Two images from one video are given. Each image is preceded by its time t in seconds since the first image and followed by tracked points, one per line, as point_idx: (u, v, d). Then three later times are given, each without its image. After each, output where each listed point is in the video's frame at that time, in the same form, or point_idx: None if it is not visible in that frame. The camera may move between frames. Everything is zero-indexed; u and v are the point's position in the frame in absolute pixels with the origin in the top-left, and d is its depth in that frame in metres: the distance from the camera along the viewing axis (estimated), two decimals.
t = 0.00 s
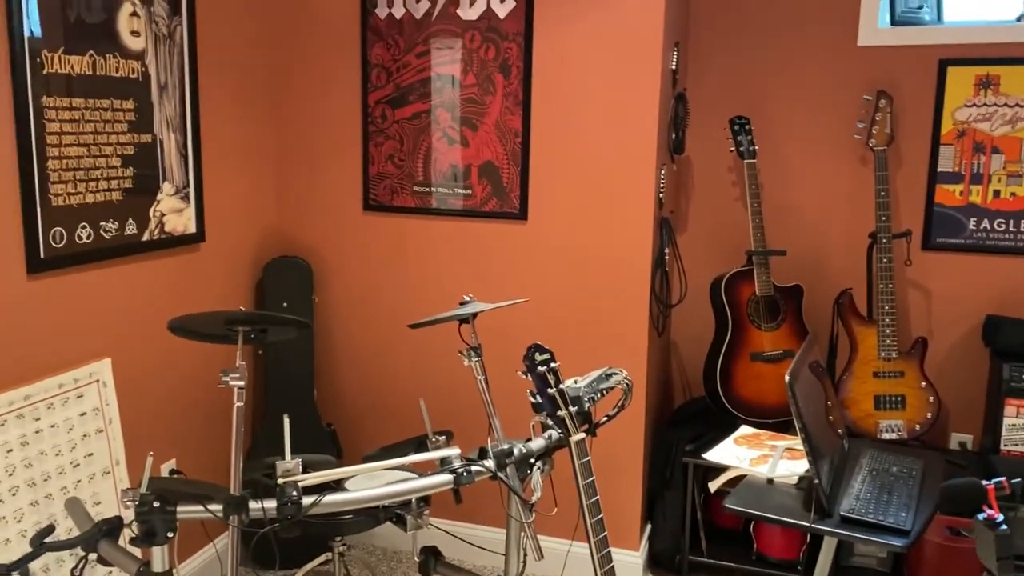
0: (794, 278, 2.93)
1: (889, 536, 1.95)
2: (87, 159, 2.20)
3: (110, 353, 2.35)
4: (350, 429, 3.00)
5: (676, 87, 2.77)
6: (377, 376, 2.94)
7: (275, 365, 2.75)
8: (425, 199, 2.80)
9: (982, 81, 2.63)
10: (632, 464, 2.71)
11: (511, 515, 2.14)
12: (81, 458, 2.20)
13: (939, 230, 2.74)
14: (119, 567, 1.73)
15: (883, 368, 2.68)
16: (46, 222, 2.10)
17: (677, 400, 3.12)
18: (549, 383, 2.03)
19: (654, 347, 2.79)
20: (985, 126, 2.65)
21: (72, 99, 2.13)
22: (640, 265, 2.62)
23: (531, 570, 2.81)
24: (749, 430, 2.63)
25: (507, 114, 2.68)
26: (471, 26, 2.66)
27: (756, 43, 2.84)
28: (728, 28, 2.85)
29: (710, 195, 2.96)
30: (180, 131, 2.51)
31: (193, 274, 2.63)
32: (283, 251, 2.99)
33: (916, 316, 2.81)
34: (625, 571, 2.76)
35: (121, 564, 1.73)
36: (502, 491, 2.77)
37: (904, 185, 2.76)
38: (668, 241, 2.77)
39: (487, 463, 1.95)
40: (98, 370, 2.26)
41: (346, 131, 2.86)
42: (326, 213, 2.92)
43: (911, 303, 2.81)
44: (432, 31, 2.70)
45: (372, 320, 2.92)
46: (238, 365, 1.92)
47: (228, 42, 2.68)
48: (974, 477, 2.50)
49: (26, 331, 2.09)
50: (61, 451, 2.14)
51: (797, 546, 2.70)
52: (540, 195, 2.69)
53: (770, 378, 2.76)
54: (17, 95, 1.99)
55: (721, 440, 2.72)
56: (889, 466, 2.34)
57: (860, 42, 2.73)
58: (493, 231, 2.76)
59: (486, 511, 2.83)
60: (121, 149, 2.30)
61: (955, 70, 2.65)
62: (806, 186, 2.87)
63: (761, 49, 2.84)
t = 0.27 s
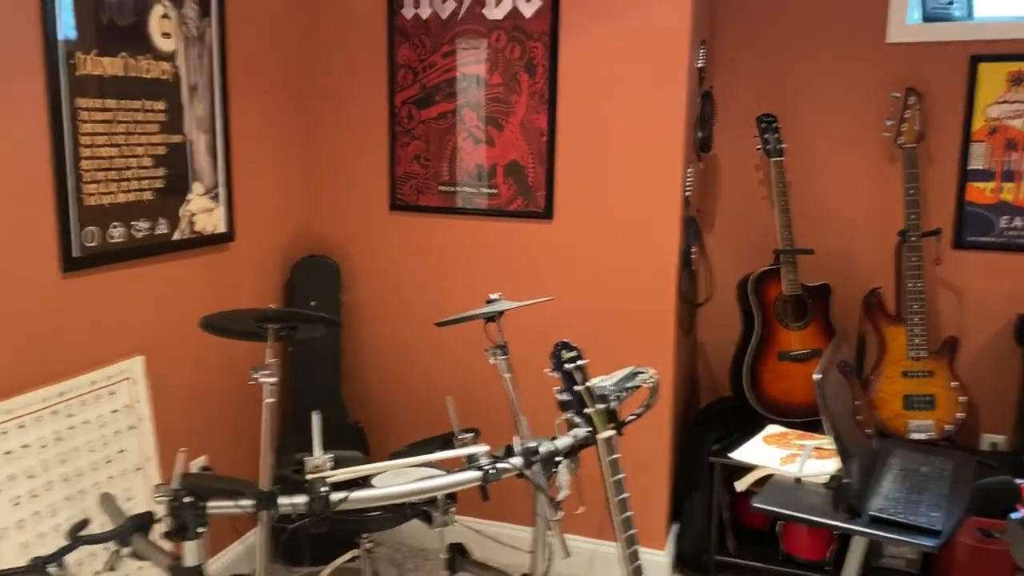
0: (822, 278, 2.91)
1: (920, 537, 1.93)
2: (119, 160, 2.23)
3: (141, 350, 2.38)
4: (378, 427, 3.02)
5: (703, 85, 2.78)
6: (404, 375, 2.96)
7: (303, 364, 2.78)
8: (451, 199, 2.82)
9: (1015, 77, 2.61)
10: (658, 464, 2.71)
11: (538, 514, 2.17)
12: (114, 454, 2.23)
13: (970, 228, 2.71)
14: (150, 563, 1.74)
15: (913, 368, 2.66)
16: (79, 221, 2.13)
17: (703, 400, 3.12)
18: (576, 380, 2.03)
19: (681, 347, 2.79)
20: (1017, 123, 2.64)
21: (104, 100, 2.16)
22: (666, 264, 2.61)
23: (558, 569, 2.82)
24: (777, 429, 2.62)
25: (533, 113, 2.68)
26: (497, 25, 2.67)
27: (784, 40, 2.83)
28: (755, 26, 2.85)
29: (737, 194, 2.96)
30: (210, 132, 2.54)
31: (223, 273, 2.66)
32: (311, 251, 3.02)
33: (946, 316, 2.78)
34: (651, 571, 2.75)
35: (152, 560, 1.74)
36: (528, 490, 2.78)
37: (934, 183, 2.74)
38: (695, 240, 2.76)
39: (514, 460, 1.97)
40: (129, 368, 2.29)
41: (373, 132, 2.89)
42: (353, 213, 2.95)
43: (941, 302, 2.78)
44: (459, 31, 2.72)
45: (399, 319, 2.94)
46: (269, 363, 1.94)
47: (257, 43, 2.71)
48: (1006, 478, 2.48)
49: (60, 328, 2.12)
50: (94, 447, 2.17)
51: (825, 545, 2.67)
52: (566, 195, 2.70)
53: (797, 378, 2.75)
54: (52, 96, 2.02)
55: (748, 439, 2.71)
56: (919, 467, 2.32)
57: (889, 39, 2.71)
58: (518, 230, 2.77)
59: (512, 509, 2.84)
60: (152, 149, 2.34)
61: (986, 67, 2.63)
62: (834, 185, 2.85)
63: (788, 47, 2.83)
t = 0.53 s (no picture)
0: (863, 275, 2.91)
1: (963, 538, 1.88)
2: (159, 156, 2.26)
3: (180, 345, 2.41)
4: (413, 421, 3.04)
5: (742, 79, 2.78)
6: (439, 370, 2.97)
7: (340, 359, 2.80)
8: (486, 194, 2.82)
9: None
10: (695, 462, 2.69)
11: (573, 509, 2.14)
12: (154, 447, 2.26)
13: (1016, 223, 2.68)
14: (191, 554, 1.77)
15: (956, 366, 2.61)
16: (121, 217, 2.16)
17: (740, 397, 3.12)
18: (613, 377, 1.99)
19: (718, 344, 2.77)
20: None
21: (145, 98, 2.19)
22: (703, 260, 2.59)
23: (593, 566, 2.81)
24: (816, 428, 2.58)
25: (569, 109, 2.67)
26: (533, 20, 2.66)
27: (826, 33, 2.83)
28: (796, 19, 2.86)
29: (776, 188, 2.97)
30: (248, 129, 2.56)
31: (261, 269, 2.69)
32: (348, 247, 3.04)
33: (992, 313, 2.75)
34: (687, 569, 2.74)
35: (193, 551, 1.78)
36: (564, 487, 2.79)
37: (979, 177, 2.71)
38: (733, 236, 2.75)
39: (549, 457, 1.93)
40: (170, 362, 2.32)
41: (409, 128, 2.89)
42: (389, 209, 2.96)
43: (986, 299, 2.75)
44: (494, 26, 2.71)
45: (434, 314, 2.95)
46: (307, 356, 1.92)
47: (295, 40, 2.73)
48: None
49: (103, 323, 2.15)
50: (135, 440, 2.20)
51: (865, 546, 2.64)
52: (601, 190, 2.68)
53: (837, 375, 2.72)
54: (94, 94, 2.05)
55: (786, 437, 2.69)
56: (963, 467, 2.27)
57: (933, 31, 2.70)
58: (554, 226, 2.76)
59: (548, 505, 2.85)
60: (192, 146, 2.36)
61: None
62: (875, 179, 2.85)
63: (830, 40, 2.83)
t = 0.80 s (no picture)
0: (895, 270, 2.91)
1: (997, 536, 1.86)
2: (193, 153, 2.29)
3: (213, 338, 2.44)
4: (442, 415, 3.07)
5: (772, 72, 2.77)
6: (468, 364, 2.99)
7: (369, 353, 2.83)
8: (514, 189, 2.83)
9: None
10: (724, 458, 2.69)
11: (601, 504, 2.09)
12: (187, 439, 2.30)
13: None
14: (224, 543, 1.82)
15: (991, 363, 2.58)
16: (156, 213, 2.20)
17: (769, 393, 3.12)
18: (643, 372, 1.99)
19: (748, 339, 2.76)
20: None
21: (179, 94, 2.22)
22: (732, 255, 2.58)
23: (622, 562, 2.82)
24: (846, 424, 2.57)
25: (598, 103, 2.67)
26: (562, 15, 2.66)
27: (858, 26, 2.83)
28: (828, 12, 2.86)
29: (807, 182, 2.97)
30: (280, 125, 2.59)
31: (291, 264, 2.71)
32: (377, 241, 3.06)
33: None
34: (716, 565, 2.74)
35: (226, 542, 1.82)
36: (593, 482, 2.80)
37: (1015, 171, 2.69)
38: (763, 231, 2.73)
39: (578, 452, 1.96)
40: (202, 355, 2.36)
41: (437, 123, 2.91)
42: (418, 204, 2.98)
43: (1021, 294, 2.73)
44: (523, 21, 2.71)
45: (463, 308, 2.97)
46: (339, 351, 1.94)
47: (325, 37, 2.75)
48: None
49: (138, 316, 2.18)
50: (169, 432, 2.23)
51: (896, 544, 2.62)
52: (630, 185, 2.68)
53: (869, 371, 2.71)
54: (130, 91, 2.07)
55: (816, 434, 2.67)
56: (998, 465, 2.24)
57: (968, 23, 2.68)
58: (582, 221, 2.76)
59: (577, 500, 2.86)
60: (224, 142, 2.39)
61: None
62: (908, 172, 2.84)
63: (862, 33, 2.83)
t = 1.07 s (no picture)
0: (922, 260, 2.89)
1: None
2: (218, 142, 2.31)
3: (238, 326, 2.46)
4: (464, 403, 3.08)
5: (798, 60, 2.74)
6: (491, 353, 3.00)
7: (393, 342, 2.85)
8: (537, 178, 2.82)
9: None
10: (748, 448, 2.68)
11: (623, 493, 2.06)
12: (212, 426, 2.32)
13: None
14: (248, 529, 1.78)
15: (1019, 355, 2.54)
16: (182, 201, 2.22)
17: (793, 383, 3.13)
18: (666, 361, 1.98)
19: (772, 330, 2.75)
20: None
21: (204, 83, 2.23)
22: (757, 245, 2.56)
23: (643, 551, 2.82)
24: (871, 415, 2.55)
25: (622, 91, 2.66)
26: (586, 3, 2.65)
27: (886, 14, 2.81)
28: None
29: (833, 171, 2.95)
30: (304, 114, 2.60)
31: (315, 252, 2.73)
32: (400, 231, 3.07)
33: None
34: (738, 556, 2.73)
35: (250, 527, 1.78)
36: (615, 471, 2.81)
37: None
38: (788, 221, 2.72)
39: (600, 441, 1.91)
40: (228, 342, 2.38)
41: (461, 112, 2.91)
42: (441, 193, 2.98)
43: None
44: (546, 10, 2.70)
45: (485, 297, 2.97)
46: (363, 338, 1.92)
47: (349, 26, 2.75)
48: None
49: (165, 303, 2.20)
50: (195, 418, 2.26)
51: (921, 536, 2.60)
52: (654, 174, 2.67)
53: (894, 363, 2.68)
54: (156, 80, 2.09)
55: (840, 426, 2.65)
56: None
57: (998, 10, 2.66)
58: (605, 210, 2.75)
59: (599, 489, 2.88)
60: (249, 131, 2.40)
61: None
62: (935, 162, 2.83)
63: (890, 21, 2.81)
